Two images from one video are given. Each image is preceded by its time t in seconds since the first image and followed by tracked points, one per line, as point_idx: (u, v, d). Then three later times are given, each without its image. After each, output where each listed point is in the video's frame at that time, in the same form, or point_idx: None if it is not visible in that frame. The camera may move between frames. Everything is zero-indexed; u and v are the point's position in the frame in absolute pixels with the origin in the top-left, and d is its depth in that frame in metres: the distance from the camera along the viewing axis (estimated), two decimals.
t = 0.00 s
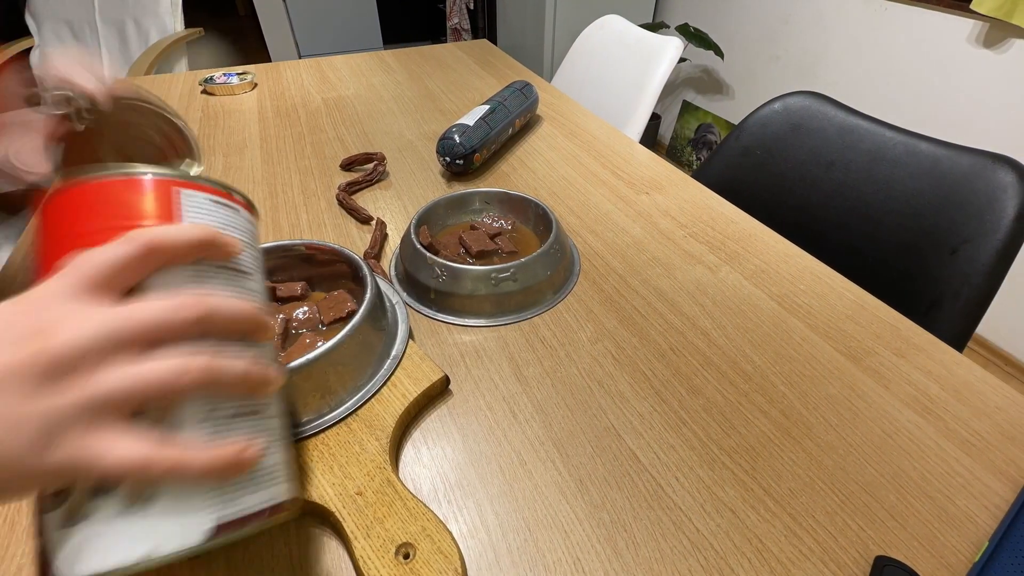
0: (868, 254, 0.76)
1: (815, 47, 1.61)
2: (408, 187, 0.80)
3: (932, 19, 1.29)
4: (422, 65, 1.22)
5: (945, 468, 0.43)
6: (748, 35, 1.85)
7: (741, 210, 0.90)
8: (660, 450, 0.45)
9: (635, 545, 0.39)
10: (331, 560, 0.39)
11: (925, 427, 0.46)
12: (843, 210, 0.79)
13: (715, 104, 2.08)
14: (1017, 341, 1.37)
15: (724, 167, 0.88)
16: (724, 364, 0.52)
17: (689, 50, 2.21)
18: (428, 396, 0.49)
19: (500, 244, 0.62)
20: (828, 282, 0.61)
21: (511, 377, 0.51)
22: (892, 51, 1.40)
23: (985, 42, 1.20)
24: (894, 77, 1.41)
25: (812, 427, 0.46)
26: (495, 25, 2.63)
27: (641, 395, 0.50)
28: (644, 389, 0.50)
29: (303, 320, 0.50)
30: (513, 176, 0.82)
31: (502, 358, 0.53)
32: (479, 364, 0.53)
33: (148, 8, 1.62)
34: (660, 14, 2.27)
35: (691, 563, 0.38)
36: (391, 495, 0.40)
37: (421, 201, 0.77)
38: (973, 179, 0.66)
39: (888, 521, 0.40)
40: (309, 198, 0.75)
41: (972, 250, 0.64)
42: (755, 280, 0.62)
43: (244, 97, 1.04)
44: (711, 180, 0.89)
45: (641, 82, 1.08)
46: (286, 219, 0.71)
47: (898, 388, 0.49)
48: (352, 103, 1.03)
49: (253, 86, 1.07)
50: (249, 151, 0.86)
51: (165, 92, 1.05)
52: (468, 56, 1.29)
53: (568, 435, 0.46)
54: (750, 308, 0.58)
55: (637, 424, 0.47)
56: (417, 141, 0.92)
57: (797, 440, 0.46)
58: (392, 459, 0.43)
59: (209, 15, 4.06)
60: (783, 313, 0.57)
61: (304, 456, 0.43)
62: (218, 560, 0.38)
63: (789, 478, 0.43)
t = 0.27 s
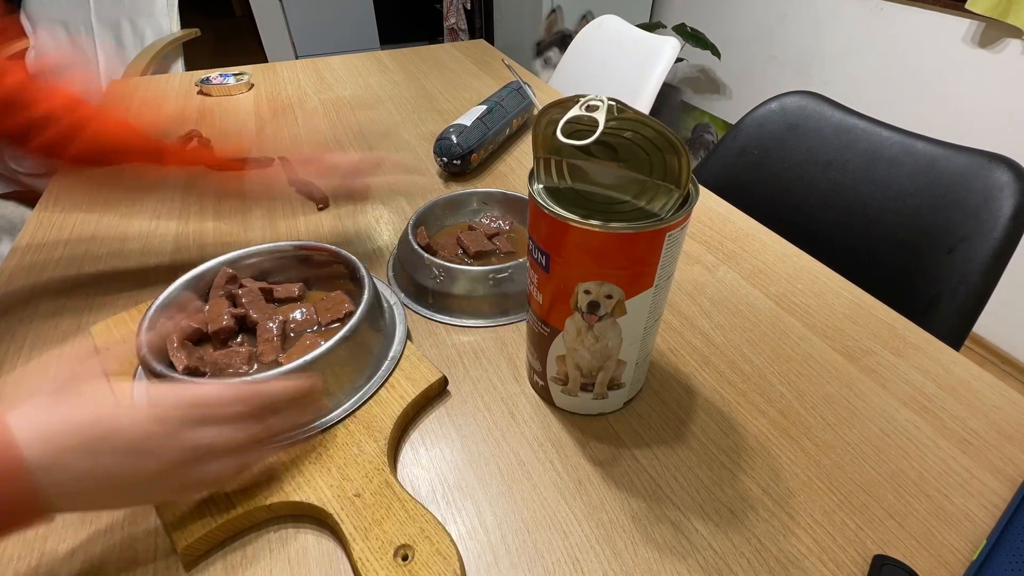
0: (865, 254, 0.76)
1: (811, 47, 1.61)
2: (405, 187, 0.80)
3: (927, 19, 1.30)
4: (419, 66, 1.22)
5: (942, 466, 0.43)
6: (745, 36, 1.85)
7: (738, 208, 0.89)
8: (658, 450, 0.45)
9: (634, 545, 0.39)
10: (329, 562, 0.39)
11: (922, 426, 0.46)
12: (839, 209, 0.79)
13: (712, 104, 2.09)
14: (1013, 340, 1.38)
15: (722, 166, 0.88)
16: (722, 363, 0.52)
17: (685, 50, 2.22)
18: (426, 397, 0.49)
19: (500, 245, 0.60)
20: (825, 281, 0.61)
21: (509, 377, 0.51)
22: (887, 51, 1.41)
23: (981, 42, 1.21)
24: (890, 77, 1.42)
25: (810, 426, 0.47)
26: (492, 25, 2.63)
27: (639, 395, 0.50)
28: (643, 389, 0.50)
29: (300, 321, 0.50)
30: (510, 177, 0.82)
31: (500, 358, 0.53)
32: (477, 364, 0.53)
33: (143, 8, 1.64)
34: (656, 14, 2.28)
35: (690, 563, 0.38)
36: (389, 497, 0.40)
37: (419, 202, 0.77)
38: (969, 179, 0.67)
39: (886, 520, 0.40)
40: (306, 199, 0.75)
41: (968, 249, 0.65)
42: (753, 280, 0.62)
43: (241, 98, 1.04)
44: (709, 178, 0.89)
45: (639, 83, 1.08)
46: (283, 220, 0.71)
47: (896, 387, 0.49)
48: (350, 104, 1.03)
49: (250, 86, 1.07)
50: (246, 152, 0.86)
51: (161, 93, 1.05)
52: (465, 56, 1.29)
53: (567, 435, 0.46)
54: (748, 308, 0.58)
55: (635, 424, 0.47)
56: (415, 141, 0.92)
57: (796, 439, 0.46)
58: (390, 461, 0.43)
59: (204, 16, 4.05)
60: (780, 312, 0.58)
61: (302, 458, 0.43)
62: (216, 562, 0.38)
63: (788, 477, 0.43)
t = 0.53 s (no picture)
0: (862, 253, 0.76)
1: (808, 46, 1.62)
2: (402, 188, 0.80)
3: (923, 18, 1.30)
4: (417, 66, 1.22)
5: (941, 465, 0.43)
6: (742, 35, 1.86)
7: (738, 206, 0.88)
8: (657, 451, 0.45)
9: (633, 545, 0.39)
10: (328, 564, 0.38)
11: (920, 425, 0.46)
12: (837, 208, 0.79)
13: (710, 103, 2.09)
14: (1009, 338, 1.38)
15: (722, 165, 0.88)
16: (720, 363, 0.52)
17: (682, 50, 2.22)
18: (424, 398, 0.48)
19: (494, 245, 0.61)
20: (823, 281, 0.61)
21: (508, 378, 0.51)
22: (884, 50, 1.41)
23: (977, 41, 1.21)
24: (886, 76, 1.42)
25: (809, 426, 0.47)
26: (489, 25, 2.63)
27: (637, 395, 0.50)
28: (642, 390, 0.50)
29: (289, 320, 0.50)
30: (508, 176, 0.82)
31: (498, 358, 0.53)
32: (475, 365, 0.53)
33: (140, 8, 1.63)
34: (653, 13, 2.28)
35: (688, 563, 0.38)
36: (388, 498, 0.40)
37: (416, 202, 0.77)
38: (966, 178, 0.67)
39: (885, 519, 0.40)
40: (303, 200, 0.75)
41: (965, 247, 0.65)
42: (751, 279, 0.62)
43: (238, 99, 1.04)
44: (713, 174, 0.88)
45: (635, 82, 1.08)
46: (281, 221, 0.71)
47: (893, 386, 0.49)
48: (347, 104, 1.03)
49: (247, 87, 1.07)
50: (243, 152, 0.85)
51: (157, 93, 1.05)
52: (462, 56, 1.29)
53: (565, 435, 0.46)
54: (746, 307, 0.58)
55: (633, 424, 0.47)
56: (412, 141, 0.92)
57: (794, 439, 0.46)
58: (388, 462, 0.43)
59: (201, 16, 4.05)
60: (778, 312, 0.58)
61: (299, 459, 0.42)
62: (214, 565, 0.38)
63: (786, 476, 0.43)
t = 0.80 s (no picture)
0: (860, 253, 0.76)
1: (805, 45, 1.62)
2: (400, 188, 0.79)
3: (920, 18, 1.30)
4: (414, 65, 1.22)
5: (938, 463, 0.43)
6: (739, 34, 1.86)
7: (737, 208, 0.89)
8: (655, 450, 0.45)
9: (632, 545, 0.39)
10: (325, 565, 0.38)
11: (918, 424, 0.46)
12: (834, 208, 0.79)
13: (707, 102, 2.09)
14: (1006, 336, 1.39)
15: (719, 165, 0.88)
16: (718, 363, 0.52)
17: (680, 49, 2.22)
18: (423, 399, 0.48)
19: (492, 244, 0.61)
20: (821, 280, 0.61)
21: (506, 378, 0.51)
22: (881, 50, 1.41)
23: (974, 41, 1.21)
24: (883, 76, 1.42)
25: (807, 425, 0.47)
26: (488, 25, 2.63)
27: (636, 395, 0.50)
28: (640, 389, 0.50)
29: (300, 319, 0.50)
30: (506, 176, 0.82)
31: (497, 359, 0.53)
32: (473, 365, 0.53)
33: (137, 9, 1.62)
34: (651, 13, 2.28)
35: (687, 563, 0.38)
36: (387, 499, 0.40)
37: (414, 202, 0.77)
38: (963, 177, 0.67)
39: (883, 518, 0.40)
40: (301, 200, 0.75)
41: (963, 246, 0.65)
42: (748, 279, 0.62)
43: (235, 99, 1.04)
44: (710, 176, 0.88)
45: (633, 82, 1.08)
46: (278, 221, 0.71)
47: (891, 385, 0.49)
48: (344, 104, 1.03)
49: (244, 87, 1.07)
50: (241, 152, 0.85)
51: (154, 93, 1.04)
52: (459, 56, 1.29)
53: (564, 435, 0.46)
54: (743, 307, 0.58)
55: (632, 424, 0.47)
56: (410, 141, 0.92)
57: (792, 438, 0.46)
58: (387, 463, 0.43)
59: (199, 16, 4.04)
60: (776, 311, 0.58)
61: (298, 460, 0.42)
62: (213, 567, 0.38)
63: (784, 476, 0.43)
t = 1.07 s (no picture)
0: (858, 252, 0.76)
1: (803, 45, 1.62)
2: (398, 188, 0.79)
3: (918, 17, 1.30)
4: (413, 65, 1.22)
5: (937, 462, 0.43)
6: (738, 34, 1.86)
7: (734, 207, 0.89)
8: (655, 450, 0.45)
9: (631, 545, 0.39)
10: (325, 566, 0.38)
11: (917, 423, 0.46)
12: (833, 207, 0.79)
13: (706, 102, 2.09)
14: (1004, 335, 1.39)
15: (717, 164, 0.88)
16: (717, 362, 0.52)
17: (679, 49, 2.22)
18: (423, 398, 0.48)
19: (490, 244, 0.61)
20: (819, 279, 0.61)
21: (505, 378, 0.51)
22: (878, 49, 1.41)
23: (972, 40, 1.21)
24: (881, 75, 1.42)
25: (806, 425, 0.47)
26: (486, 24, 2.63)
27: (635, 395, 0.50)
28: (639, 389, 0.50)
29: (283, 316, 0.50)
30: (505, 176, 0.82)
31: (496, 359, 0.53)
32: (473, 366, 0.53)
33: (135, 10, 1.62)
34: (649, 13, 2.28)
35: (686, 563, 0.38)
36: (387, 499, 0.39)
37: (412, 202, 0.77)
38: (962, 176, 0.67)
39: (882, 517, 0.40)
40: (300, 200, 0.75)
41: (961, 245, 0.65)
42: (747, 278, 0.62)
43: (233, 99, 1.03)
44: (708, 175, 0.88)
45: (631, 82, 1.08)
46: (277, 221, 0.71)
47: (890, 384, 0.49)
48: (343, 104, 1.03)
49: (242, 87, 1.06)
50: (239, 152, 0.85)
51: (152, 94, 1.04)
52: (458, 55, 1.29)
53: (563, 435, 0.46)
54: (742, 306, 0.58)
55: (631, 423, 0.47)
56: (409, 141, 0.92)
57: (791, 438, 0.46)
58: (386, 463, 0.43)
59: (196, 16, 4.04)
60: (775, 311, 0.58)
61: (297, 461, 0.42)
62: (211, 568, 0.38)
63: (784, 475, 0.43)
